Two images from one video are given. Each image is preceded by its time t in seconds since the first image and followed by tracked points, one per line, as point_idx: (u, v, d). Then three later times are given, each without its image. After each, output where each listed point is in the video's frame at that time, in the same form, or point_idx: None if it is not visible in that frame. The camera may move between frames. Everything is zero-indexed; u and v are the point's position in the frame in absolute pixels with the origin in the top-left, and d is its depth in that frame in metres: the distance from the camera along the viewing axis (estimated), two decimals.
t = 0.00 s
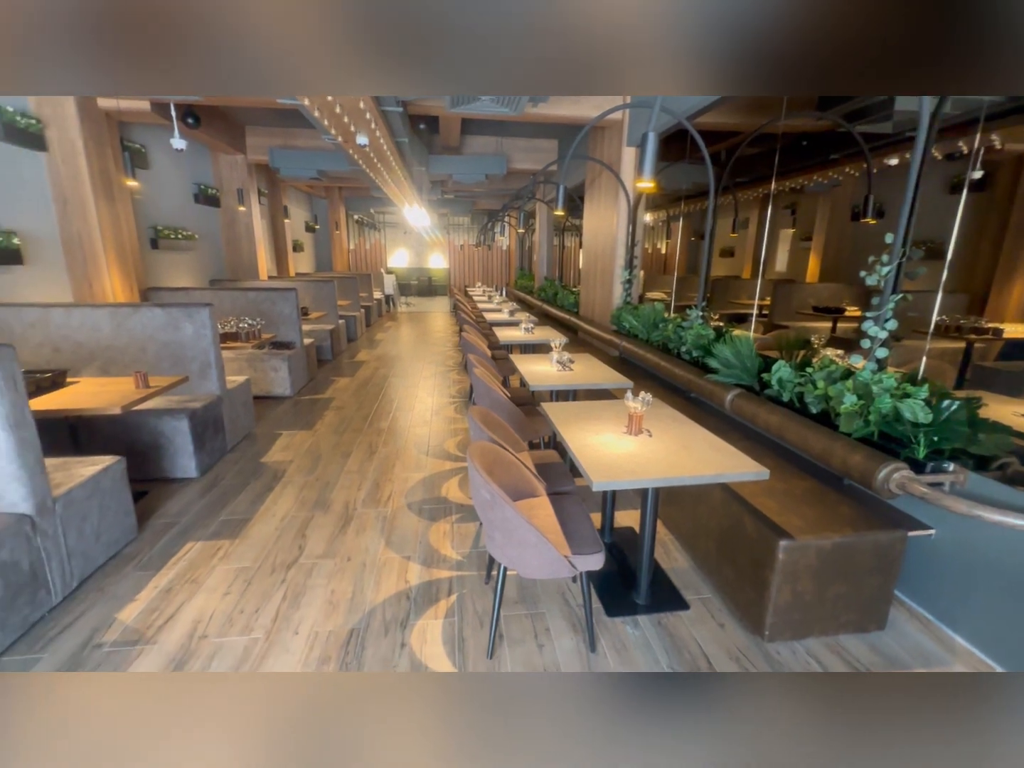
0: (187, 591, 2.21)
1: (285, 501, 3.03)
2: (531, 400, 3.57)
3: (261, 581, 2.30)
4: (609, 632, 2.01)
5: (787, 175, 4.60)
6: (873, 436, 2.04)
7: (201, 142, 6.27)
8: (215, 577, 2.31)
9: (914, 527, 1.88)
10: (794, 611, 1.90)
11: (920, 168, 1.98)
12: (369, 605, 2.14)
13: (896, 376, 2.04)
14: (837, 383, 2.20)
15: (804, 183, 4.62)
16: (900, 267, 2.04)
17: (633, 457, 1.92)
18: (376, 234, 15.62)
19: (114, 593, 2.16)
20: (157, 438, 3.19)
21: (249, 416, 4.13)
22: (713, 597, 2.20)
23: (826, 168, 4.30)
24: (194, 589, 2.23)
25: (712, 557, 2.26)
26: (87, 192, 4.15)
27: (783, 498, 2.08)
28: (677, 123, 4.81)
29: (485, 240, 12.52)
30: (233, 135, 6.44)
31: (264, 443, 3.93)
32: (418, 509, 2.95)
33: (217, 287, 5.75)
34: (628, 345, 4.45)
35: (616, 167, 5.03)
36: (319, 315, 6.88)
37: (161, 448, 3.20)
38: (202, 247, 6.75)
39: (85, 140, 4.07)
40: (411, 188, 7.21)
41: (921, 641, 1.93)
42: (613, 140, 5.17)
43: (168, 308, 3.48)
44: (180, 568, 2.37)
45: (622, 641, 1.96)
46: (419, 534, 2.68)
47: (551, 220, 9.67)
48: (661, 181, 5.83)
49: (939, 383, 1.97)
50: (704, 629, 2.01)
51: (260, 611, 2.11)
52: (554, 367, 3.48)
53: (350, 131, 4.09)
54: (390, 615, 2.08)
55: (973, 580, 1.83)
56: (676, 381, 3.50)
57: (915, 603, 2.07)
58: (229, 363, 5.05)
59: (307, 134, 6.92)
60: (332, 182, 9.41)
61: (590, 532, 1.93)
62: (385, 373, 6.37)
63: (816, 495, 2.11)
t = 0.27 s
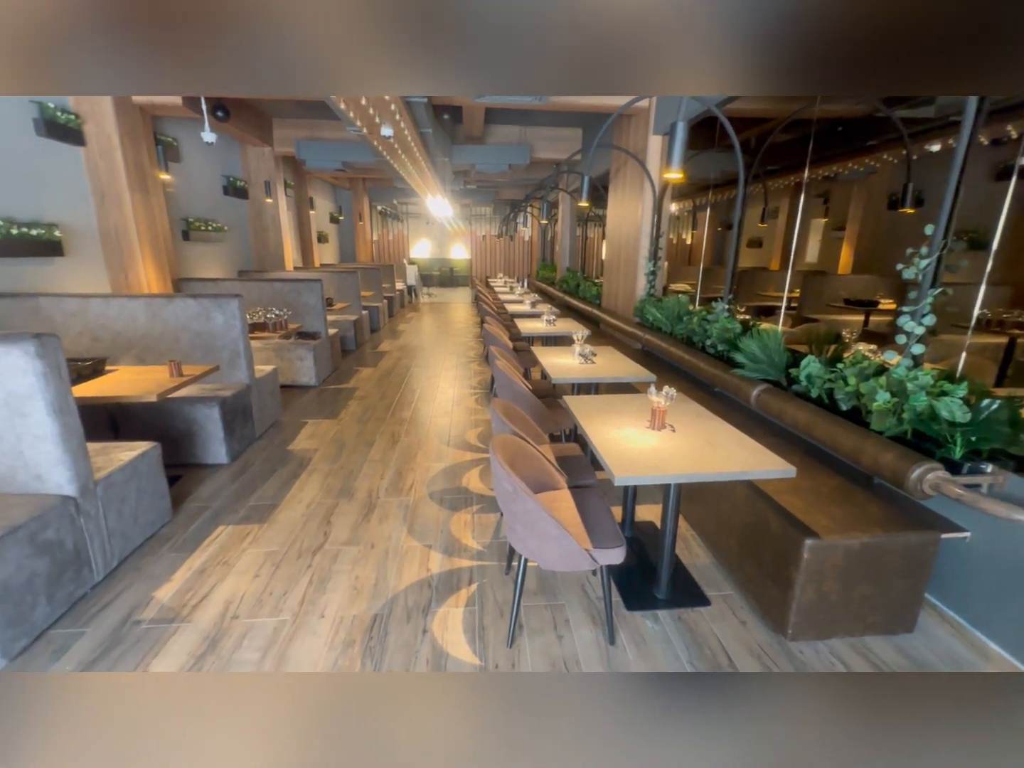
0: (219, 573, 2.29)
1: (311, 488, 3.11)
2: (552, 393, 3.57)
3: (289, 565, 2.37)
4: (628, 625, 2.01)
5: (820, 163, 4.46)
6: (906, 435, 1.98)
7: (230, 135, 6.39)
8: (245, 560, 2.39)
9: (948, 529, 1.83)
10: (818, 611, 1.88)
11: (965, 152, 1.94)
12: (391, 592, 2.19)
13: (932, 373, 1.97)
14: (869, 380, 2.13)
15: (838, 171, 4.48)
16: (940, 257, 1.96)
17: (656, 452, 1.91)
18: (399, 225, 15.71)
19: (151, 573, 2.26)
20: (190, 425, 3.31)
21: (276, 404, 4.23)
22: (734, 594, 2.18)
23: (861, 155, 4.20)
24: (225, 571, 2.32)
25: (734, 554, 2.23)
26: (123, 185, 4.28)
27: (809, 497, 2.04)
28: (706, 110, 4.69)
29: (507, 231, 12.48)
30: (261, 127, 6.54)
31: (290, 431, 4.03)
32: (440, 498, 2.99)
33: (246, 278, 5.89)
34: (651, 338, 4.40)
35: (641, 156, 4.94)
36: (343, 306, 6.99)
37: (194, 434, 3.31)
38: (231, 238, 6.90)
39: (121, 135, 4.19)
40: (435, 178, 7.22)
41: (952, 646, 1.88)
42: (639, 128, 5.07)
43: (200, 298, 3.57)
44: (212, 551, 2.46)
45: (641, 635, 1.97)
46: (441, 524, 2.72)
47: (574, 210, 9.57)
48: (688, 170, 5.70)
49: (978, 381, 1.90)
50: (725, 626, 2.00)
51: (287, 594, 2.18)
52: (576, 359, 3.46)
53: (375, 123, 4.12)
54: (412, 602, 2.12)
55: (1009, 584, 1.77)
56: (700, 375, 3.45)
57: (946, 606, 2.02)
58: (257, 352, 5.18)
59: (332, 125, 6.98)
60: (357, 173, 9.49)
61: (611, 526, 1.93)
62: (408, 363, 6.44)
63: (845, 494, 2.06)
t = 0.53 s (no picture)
0: (240, 561, 2.35)
1: (328, 479, 3.16)
2: (566, 387, 3.57)
3: (307, 554, 2.43)
4: (640, 620, 2.02)
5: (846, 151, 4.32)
6: (928, 435, 1.95)
7: (248, 128, 6.43)
8: (265, 549, 2.45)
9: (969, 531, 1.79)
10: (833, 611, 1.87)
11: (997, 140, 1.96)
12: (407, 582, 2.23)
13: (957, 372, 1.92)
14: (891, 378, 2.09)
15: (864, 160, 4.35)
16: (967, 256, 1.97)
17: (671, 449, 1.90)
18: (414, 216, 15.70)
19: (175, 560, 2.33)
20: (211, 416, 3.38)
21: (294, 396, 4.30)
22: (748, 591, 2.18)
23: (888, 143, 4.04)
24: (246, 559, 2.38)
25: (748, 552, 2.22)
26: (144, 179, 4.35)
27: (826, 495, 2.01)
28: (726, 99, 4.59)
29: (522, 222, 12.39)
30: (278, 119, 6.57)
31: (307, 422, 4.10)
32: (454, 491, 3.02)
33: (263, 271, 5.95)
34: (666, 332, 4.36)
35: (659, 146, 4.86)
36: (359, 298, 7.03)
37: (214, 424, 3.39)
38: (249, 231, 6.98)
39: (142, 129, 4.25)
40: (450, 170, 7.19)
41: (972, 649, 1.86)
42: (657, 118, 4.99)
43: (220, 291, 3.63)
44: (233, 539, 2.53)
45: (654, 630, 1.98)
46: (454, 516, 2.75)
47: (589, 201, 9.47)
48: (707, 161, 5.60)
49: (1006, 381, 1.85)
50: (739, 623, 2.00)
51: (306, 583, 2.23)
52: (591, 354, 3.45)
53: (390, 115, 4.10)
54: (426, 593, 2.16)
55: None
56: (716, 370, 3.41)
57: (966, 609, 1.98)
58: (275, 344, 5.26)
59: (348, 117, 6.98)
60: (372, 164, 9.50)
61: (625, 523, 1.94)
62: (422, 355, 6.48)
63: (864, 493, 2.03)
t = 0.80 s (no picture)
0: (251, 555, 2.39)
1: (337, 473, 3.20)
2: (574, 382, 3.57)
3: (317, 547, 2.46)
4: (645, 618, 2.04)
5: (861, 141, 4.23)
6: (940, 436, 1.93)
7: (256, 119, 6.42)
8: (275, 542, 2.49)
9: (980, 534, 1.78)
10: (839, 612, 1.87)
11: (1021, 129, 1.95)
12: (414, 577, 2.26)
13: (972, 373, 1.90)
14: (903, 379, 2.07)
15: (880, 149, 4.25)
16: (985, 254, 1.97)
17: (679, 449, 1.90)
18: (422, 206, 15.64)
19: (188, 552, 2.38)
20: (222, 409, 3.42)
21: (303, 389, 4.34)
22: (754, 590, 2.18)
23: (905, 133, 3.96)
24: (257, 552, 2.42)
25: (755, 551, 2.23)
26: (154, 172, 4.36)
27: (834, 496, 2.00)
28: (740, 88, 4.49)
29: (530, 212, 12.29)
30: (286, 110, 6.55)
31: (317, 415, 4.14)
32: (461, 485, 3.05)
33: (273, 263, 5.98)
34: (675, 326, 4.33)
35: (670, 137, 4.79)
36: (367, 290, 7.05)
37: (225, 418, 3.43)
38: (259, 222, 7.00)
39: (151, 122, 4.26)
40: (459, 160, 7.14)
41: (979, 652, 1.85)
42: (668, 108, 4.91)
43: (230, 285, 3.66)
44: (244, 532, 2.57)
45: (659, 628, 1.99)
46: (462, 511, 2.78)
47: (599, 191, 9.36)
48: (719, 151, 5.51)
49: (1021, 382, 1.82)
50: (744, 622, 2.01)
51: (316, 576, 2.27)
52: (599, 349, 3.44)
53: (399, 107, 4.07)
54: (434, 588, 2.19)
55: None
56: (726, 366, 3.39)
57: (974, 611, 1.97)
58: (284, 336, 5.29)
59: (356, 107, 6.94)
60: (380, 154, 9.45)
61: (631, 521, 1.94)
62: (430, 348, 6.49)
63: (873, 494, 2.01)
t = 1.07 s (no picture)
0: (253, 558, 2.40)
1: (338, 474, 3.21)
2: (574, 382, 3.56)
3: (318, 550, 2.47)
4: (645, 623, 2.05)
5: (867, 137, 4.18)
6: (942, 443, 1.92)
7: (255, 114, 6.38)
8: (277, 545, 2.50)
9: (981, 542, 1.77)
10: (839, 618, 1.87)
11: None
12: (415, 581, 2.27)
13: (975, 381, 1.89)
14: (906, 385, 2.06)
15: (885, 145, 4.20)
16: (991, 260, 1.95)
17: (680, 456, 1.90)
18: (423, 200, 15.56)
19: (190, 555, 2.39)
20: (223, 410, 3.43)
21: (304, 388, 4.34)
22: (754, 595, 2.19)
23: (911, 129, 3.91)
24: (258, 556, 2.43)
25: (755, 555, 2.23)
26: (154, 169, 4.34)
27: (835, 502, 2.00)
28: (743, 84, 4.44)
29: (532, 207, 12.22)
30: (285, 106, 6.50)
31: (318, 414, 4.14)
32: (462, 487, 3.05)
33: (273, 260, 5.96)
34: (677, 325, 4.31)
35: (673, 133, 4.74)
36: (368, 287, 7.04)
37: (227, 418, 3.44)
38: (259, 219, 6.98)
39: (150, 119, 4.23)
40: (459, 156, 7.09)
41: (978, 658, 1.85)
42: (671, 104, 4.86)
43: (230, 285, 3.65)
44: (246, 534, 2.58)
45: (659, 634, 2.00)
46: (463, 513, 2.78)
47: (601, 186, 9.29)
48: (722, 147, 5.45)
49: None
50: (744, 628, 2.01)
51: (317, 580, 2.28)
52: (600, 350, 3.43)
53: (398, 105, 4.03)
54: (435, 592, 2.20)
55: None
56: (727, 367, 3.37)
57: (974, 618, 1.97)
58: (286, 335, 5.29)
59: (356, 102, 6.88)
60: (381, 149, 9.39)
61: (631, 528, 1.94)
62: (431, 345, 6.48)
63: (875, 500, 2.01)
